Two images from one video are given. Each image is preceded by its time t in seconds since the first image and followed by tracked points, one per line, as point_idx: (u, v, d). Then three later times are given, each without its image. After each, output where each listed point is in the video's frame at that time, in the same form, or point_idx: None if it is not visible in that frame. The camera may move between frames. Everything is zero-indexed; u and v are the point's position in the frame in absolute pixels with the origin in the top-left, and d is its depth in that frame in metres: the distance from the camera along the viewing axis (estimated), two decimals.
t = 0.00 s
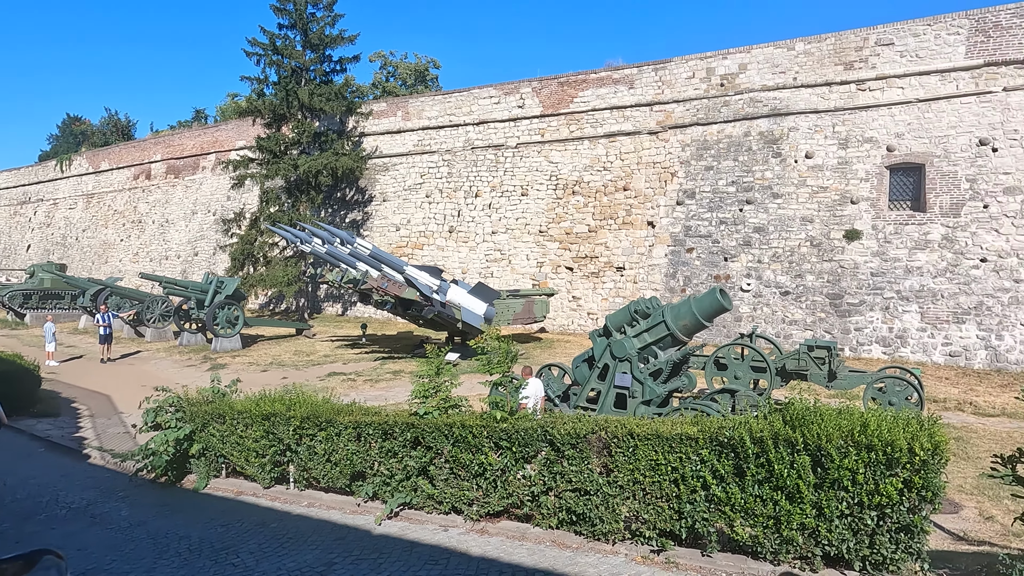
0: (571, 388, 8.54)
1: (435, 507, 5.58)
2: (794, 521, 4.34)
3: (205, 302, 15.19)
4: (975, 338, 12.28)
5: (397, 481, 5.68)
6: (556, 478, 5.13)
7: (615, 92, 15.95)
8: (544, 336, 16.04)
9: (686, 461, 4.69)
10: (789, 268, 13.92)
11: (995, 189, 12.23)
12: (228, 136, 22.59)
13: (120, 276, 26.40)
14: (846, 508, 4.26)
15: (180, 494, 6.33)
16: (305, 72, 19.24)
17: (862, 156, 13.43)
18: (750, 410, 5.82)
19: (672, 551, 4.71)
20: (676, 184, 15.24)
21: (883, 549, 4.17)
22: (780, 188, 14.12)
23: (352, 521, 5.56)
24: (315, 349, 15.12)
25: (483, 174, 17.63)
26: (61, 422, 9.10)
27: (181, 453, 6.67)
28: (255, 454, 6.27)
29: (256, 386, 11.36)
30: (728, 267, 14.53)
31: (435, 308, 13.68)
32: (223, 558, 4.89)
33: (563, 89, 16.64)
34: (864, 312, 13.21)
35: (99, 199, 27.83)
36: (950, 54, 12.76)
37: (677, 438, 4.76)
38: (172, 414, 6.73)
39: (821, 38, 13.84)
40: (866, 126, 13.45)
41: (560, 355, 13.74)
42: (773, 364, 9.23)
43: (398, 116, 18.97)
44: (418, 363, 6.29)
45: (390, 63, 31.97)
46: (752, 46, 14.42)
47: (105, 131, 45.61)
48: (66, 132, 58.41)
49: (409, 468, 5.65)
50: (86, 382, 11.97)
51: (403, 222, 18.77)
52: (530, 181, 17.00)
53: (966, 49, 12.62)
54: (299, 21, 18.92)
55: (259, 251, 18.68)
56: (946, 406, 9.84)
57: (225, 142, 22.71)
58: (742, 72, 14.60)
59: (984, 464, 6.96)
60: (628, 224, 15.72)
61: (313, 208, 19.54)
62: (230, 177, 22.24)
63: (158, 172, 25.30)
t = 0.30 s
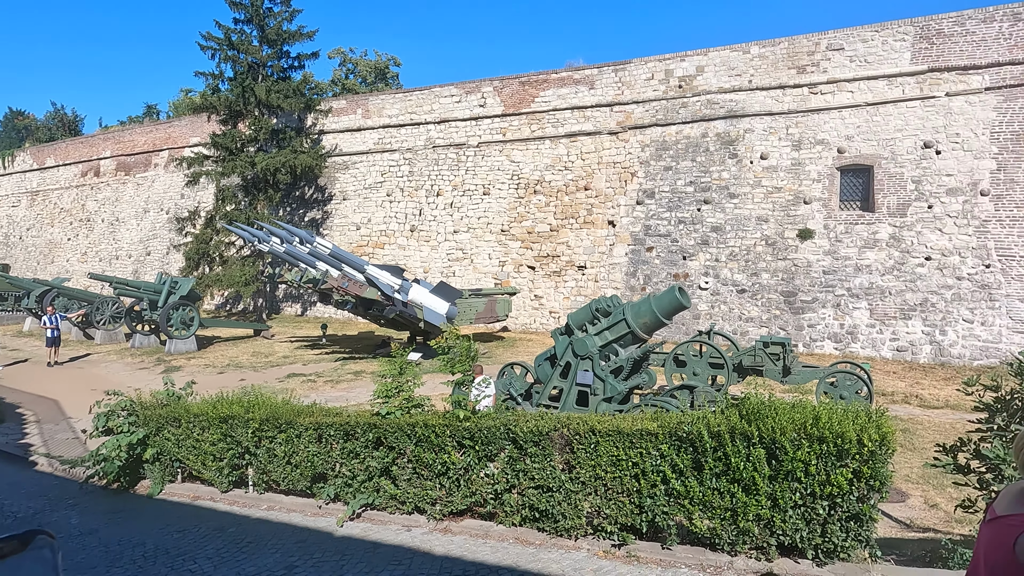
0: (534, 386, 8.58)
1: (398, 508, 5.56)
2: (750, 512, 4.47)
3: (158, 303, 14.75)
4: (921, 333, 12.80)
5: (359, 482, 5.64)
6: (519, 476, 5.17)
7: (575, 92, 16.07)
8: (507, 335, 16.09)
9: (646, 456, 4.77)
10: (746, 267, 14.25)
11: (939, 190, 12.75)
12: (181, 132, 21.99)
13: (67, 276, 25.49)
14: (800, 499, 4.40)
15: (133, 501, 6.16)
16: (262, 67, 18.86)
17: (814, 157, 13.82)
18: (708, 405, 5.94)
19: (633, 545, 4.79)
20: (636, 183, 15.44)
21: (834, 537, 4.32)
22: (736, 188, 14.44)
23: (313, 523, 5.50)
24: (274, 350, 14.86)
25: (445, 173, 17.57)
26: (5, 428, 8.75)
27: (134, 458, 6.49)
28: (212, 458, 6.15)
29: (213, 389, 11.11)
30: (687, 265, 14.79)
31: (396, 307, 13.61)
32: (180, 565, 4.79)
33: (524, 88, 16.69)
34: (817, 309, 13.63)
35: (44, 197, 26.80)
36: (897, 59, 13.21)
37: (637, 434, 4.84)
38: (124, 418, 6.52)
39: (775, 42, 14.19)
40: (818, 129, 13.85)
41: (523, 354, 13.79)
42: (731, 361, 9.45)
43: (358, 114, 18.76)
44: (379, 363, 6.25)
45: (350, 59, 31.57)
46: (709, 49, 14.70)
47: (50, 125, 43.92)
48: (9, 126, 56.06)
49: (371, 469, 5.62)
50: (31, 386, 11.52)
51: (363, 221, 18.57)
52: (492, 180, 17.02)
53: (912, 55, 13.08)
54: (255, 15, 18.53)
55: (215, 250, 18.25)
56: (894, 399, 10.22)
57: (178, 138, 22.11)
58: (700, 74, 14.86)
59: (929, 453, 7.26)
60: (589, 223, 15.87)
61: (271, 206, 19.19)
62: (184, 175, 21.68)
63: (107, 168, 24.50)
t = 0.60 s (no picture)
0: (491, 386, 8.59)
1: (354, 510, 5.51)
2: (701, 505, 4.59)
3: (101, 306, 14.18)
4: (863, 330, 13.33)
5: (314, 485, 5.57)
6: (476, 475, 5.18)
7: (531, 93, 16.15)
8: (463, 335, 16.09)
9: (600, 453, 4.85)
10: (698, 266, 14.57)
11: (879, 192, 13.29)
12: (125, 128, 21.25)
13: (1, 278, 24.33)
14: (748, 491, 4.54)
15: (75, 511, 5.94)
16: (210, 63, 18.37)
17: (762, 159, 14.22)
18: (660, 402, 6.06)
19: (588, 541, 4.87)
20: (590, 184, 15.61)
21: (780, 526, 4.48)
22: (688, 189, 14.74)
23: (266, 528, 5.40)
24: (224, 352, 14.51)
25: (400, 172, 17.44)
26: None
27: (76, 466, 6.26)
28: (160, 464, 5.99)
29: (160, 394, 10.77)
30: (641, 265, 15.04)
31: (351, 308, 13.47)
32: None
33: (479, 88, 16.69)
34: (765, 307, 14.04)
35: None
36: (839, 66, 13.71)
37: (591, 431, 4.91)
38: (65, 425, 6.28)
39: (724, 47, 14.55)
40: (765, 132, 14.24)
41: (479, 354, 13.80)
42: (683, 358, 9.67)
43: (310, 112, 18.45)
44: (334, 365, 6.18)
45: (302, 56, 31.01)
46: (661, 53, 14.99)
47: None
48: None
49: (326, 471, 5.55)
50: None
51: (317, 220, 18.28)
52: (448, 180, 16.97)
53: (853, 62, 13.58)
54: (202, 9, 18.04)
55: (161, 250, 17.70)
56: (838, 393, 10.63)
57: (121, 135, 21.35)
58: (652, 77, 15.13)
59: (870, 444, 7.58)
60: (545, 223, 15.98)
61: (220, 205, 18.71)
62: (128, 172, 20.94)
63: (45, 165, 23.47)
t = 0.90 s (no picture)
0: (444, 387, 8.56)
1: (305, 514, 5.43)
2: (650, 499, 4.69)
3: (34, 309, 13.53)
4: (805, 327, 13.84)
5: (263, 490, 5.46)
6: (429, 476, 5.17)
7: (483, 93, 16.16)
8: (417, 336, 16.00)
9: (553, 450, 4.90)
10: (648, 266, 14.84)
11: (820, 194, 13.79)
12: (59, 123, 20.34)
13: None
14: (695, 484, 4.66)
15: (7, 524, 5.66)
16: (151, 57, 17.75)
17: (709, 162, 14.56)
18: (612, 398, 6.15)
19: (541, 537, 4.92)
20: (543, 185, 15.71)
21: (726, 518, 4.62)
22: (639, 190, 14.99)
23: (213, 536, 5.27)
24: (168, 356, 14.06)
25: (352, 171, 17.20)
26: None
27: (8, 477, 5.98)
28: (99, 473, 5.77)
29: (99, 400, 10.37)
30: (594, 264, 15.22)
31: (302, 309, 13.25)
32: None
33: (432, 87, 16.60)
34: (714, 305, 14.40)
35: None
36: (782, 71, 14.14)
37: (544, 429, 4.96)
38: None
39: (673, 51, 14.84)
40: (713, 135, 14.59)
41: (433, 355, 13.74)
42: (634, 356, 9.83)
43: (258, 109, 18.03)
44: (283, 367, 6.07)
45: (249, 51, 30.26)
46: (612, 56, 15.21)
47: None
48: None
49: (276, 476, 5.45)
50: None
51: (265, 220, 17.88)
52: (400, 179, 16.83)
53: (795, 68, 14.04)
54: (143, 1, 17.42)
55: (100, 251, 17.02)
56: (783, 388, 11.00)
57: (55, 130, 20.42)
58: (604, 79, 15.32)
59: (812, 437, 7.88)
60: (499, 223, 16.03)
61: (164, 205, 18.11)
62: (63, 170, 20.05)
63: None
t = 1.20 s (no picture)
0: (397, 387, 8.49)
1: (252, 519, 5.32)
2: (600, 494, 4.77)
3: None
4: (751, 324, 14.28)
5: (208, 496, 5.33)
6: (380, 477, 5.14)
7: (436, 92, 16.08)
8: (369, 336, 15.84)
9: (504, 448, 4.93)
10: (600, 265, 15.04)
11: (764, 195, 14.21)
12: None
13: None
14: (644, 478, 4.77)
15: None
16: (88, 49, 17.03)
17: (659, 162, 14.83)
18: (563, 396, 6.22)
19: (493, 535, 4.94)
20: (496, 184, 15.74)
21: (673, 510, 4.74)
22: (590, 190, 15.16)
23: (155, 544, 5.12)
24: (108, 360, 13.55)
25: (301, 169, 16.89)
26: None
27: None
28: (33, 482, 5.53)
29: (33, 406, 9.92)
30: (546, 263, 15.35)
31: (249, 310, 12.95)
32: None
33: (383, 85, 16.41)
34: (664, 303, 14.71)
35: None
36: (728, 75, 14.50)
37: (495, 427, 4.98)
38: None
39: (623, 52, 15.04)
40: (662, 136, 14.86)
41: (386, 355, 13.62)
42: (586, 354, 9.95)
43: (203, 105, 17.51)
44: (228, 369, 5.92)
45: (193, 44, 29.33)
46: (564, 56, 15.33)
47: None
48: None
49: (221, 481, 5.32)
50: None
51: (211, 219, 17.39)
52: (352, 178, 16.60)
53: (741, 72, 14.41)
54: None
55: (33, 250, 16.25)
56: (730, 383, 11.32)
57: None
58: (555, 79, 15.42)
59: (756, 430, 8.13)
60: (452, 222, 15.99)
61: (102, 202, 17.42)
62: None
63: None
